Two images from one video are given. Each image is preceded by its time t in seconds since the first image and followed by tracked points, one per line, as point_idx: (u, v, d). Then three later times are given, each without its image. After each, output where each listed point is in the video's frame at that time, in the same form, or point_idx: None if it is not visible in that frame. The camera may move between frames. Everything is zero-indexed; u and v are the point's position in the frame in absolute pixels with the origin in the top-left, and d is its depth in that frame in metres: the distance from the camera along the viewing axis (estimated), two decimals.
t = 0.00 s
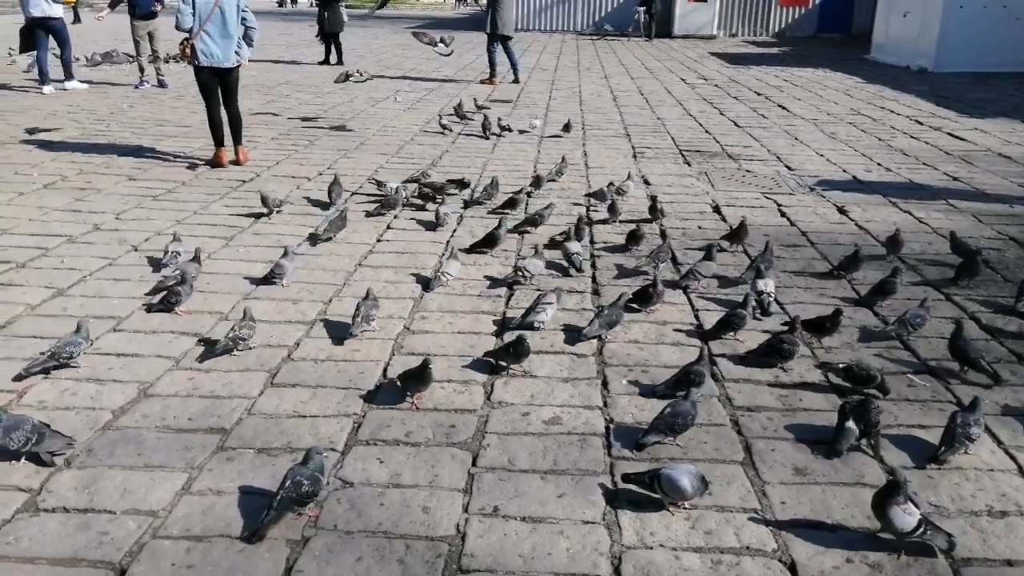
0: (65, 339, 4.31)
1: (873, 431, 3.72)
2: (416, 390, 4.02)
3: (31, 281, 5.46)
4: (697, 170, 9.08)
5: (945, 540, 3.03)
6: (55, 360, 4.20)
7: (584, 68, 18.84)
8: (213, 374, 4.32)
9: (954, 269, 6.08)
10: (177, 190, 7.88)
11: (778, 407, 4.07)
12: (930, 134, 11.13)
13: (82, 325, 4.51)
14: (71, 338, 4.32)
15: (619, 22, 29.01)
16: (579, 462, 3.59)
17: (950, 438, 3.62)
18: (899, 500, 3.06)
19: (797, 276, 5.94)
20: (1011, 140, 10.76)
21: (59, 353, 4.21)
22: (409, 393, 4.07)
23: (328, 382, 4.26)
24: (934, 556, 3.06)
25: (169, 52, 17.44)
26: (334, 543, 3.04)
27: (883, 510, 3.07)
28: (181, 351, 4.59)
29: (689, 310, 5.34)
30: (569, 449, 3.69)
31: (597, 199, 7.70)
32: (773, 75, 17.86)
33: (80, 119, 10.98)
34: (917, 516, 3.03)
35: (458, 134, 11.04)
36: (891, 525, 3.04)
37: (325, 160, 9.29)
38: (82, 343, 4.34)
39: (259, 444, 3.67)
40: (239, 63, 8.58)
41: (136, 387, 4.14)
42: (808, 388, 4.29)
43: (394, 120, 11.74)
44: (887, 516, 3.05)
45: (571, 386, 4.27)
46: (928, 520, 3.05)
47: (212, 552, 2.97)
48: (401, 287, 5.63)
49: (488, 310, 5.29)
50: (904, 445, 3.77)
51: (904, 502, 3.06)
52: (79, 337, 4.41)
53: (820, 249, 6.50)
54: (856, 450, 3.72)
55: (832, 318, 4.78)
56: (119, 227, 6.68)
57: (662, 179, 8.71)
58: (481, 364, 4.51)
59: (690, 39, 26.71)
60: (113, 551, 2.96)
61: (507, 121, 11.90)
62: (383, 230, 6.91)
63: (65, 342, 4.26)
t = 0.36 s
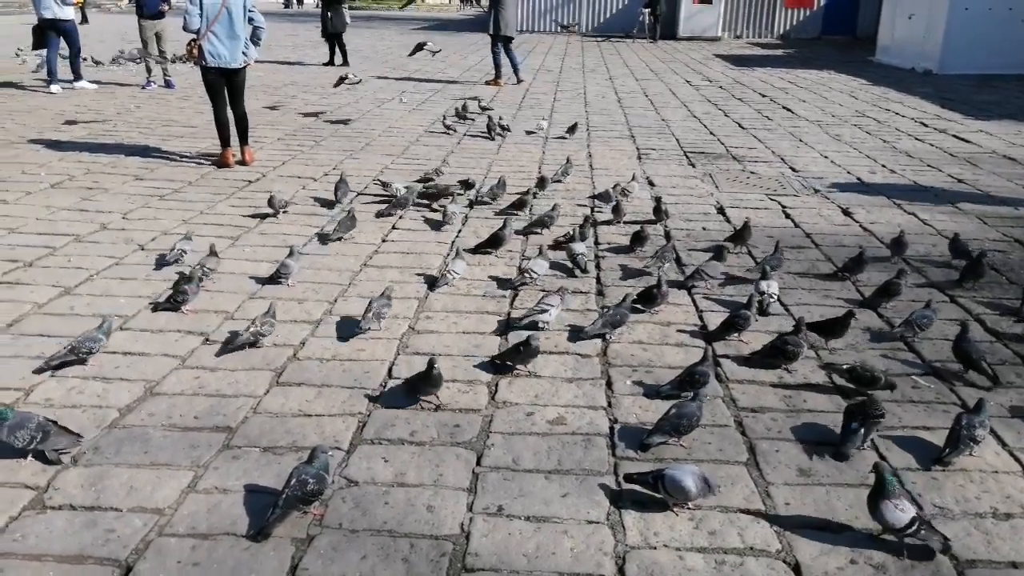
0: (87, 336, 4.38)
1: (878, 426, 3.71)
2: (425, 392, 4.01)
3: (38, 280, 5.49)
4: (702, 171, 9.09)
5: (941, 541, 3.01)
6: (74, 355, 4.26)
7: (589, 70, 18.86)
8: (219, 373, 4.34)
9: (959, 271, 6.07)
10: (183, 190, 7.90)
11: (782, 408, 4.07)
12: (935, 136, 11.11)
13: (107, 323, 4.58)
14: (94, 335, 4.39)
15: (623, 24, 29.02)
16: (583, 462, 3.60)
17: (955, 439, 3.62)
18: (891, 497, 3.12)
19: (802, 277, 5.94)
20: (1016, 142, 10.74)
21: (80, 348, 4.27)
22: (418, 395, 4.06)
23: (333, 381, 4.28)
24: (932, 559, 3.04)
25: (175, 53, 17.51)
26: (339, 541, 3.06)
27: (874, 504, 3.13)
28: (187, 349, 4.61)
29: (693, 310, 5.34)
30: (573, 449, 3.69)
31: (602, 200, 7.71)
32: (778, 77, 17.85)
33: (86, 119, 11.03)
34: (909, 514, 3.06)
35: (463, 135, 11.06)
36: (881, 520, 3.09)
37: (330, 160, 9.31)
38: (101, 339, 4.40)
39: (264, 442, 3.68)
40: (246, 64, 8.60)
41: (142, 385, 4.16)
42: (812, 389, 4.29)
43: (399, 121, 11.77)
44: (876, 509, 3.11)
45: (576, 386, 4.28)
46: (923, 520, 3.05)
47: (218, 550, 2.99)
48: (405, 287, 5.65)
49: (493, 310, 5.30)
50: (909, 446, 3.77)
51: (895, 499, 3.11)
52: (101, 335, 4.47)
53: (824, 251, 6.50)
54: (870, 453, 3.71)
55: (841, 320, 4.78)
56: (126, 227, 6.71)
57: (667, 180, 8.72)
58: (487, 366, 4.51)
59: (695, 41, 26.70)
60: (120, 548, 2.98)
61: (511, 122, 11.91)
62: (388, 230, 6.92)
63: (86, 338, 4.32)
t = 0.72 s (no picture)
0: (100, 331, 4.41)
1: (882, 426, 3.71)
2: (433, 392, 4.00)
3: (44, 278, 5.51)
4: (707, 171, 9.07)
5: (940, 543, 3.01)
6: (90, 351, 4.30)
7: (593, 69, 18.86)
8: (224, 372, 4.35)
9: (965, 271, 6.06)
10: (188, 190, 7.92)
11: (787, 408, 4.07)
12: (940, 136, 11.08)
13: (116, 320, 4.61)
14: (106, 330, 4.42)
15: (628, 23, 29.00)
16: (587, 462, 3.59)
17: (961, 440, 3.61)
18: (891, 494, 3.13)
19: (807, 277, 5.93)
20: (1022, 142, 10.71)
21: (97, 344, 4.31)
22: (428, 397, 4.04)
23: (338, 381, 4.29)
24: (930, 560, 3.03)
25: (181, 52, 17.54)
26: (343, 540, 3.06)
27: (874, 500, 3.15)
28: (192, 348, 4.62)
29: (698, 310, 5.34)
30: (578, 449, 3.69)
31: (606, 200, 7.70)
32: (784, 76, 17.82)
33: (92, 118, 11.05)
34: (909, 511, 3.08)
35: (467, 134, 11.07)
36: (880, 516, 3.10)
37: (335, 160, 9.33)
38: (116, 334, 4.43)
39: (269, 441, 3.69)
40: (251, 64, 8.62)
41: (148, 384, 4.17)
42: (817, 389, 4.29)
43: (403, 121, 11.78)
44: (875, 505, 3.12)
45: (580, 386, 4.28)
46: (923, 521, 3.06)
47: (224, 548, 3.00)
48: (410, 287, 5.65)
49: (497, 309, 5.30)
50: (914, 446, 3.76)
51: (895, 496, 3.13)
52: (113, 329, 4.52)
53: (829, 251, 6.49)
54: (876, 452, 3.70)
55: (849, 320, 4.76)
56: (132, 226, 6.72)
57: (672, 180, 8.71)
58: (493, 367, 4.49)
59: (699, 40, 26.67)
60: (125, 546, 2.99)
61: (516, 122, 11.91)
62: (393, 230, 6.92)
63: (100, 333, 4.35)
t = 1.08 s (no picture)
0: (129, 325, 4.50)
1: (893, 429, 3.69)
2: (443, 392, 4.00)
3: (57, 277, 5.55)
4: (717, 171, 9.04)
5: (941, 544, 3.01)
6: (117, 344, 4.39)
7: (603, 68, 18.81)
8: (235, 370, 4.36)
9: (978, 271, 6.02)
10: (199, 188, 7.95)
11: (797, 408, 4.05)
12: (952, 135, 11.02)
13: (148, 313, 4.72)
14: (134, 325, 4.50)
15: (638, 22, 28.94)
16: (597, 461, 3.59)
17: (973, 441, 3.60)
18: (892, 494, 3.14)
19: (817, 277, 5.91)
20: None
21: (123, 338, 4.39)
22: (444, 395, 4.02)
23: (347, 379, 4.29)
24: (932, 561, 3.02)
25: (191, 51, 17.60)
26: (353, 538, 3.07)
27: (875, 501, 3.16)
28: (203, 346, 4.64)
29: (707, 310, 5.32)
30: (587, 448, 3.69)
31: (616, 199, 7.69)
32: (794, 75, 17.74)
33: (104, 117, 11.11)
34: (910, 510, 3.08)
35: (476, 133, 11.07)
36: (881, 516, 3.11)
37: (344, 159, 9.34)
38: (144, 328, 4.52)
39: (279, 439, 3.70)
40: (262, 63, 8.64)
41: (159, 382, 4.19)
42: (828, 390, 4.27)
43: (413, 120, 11.79)
44: (877, 506, 3.13)
45: (590, 386, 4.27)
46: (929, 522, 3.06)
47: (235, 545, 3.01)
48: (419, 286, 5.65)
49: (506, 309, 5.30)
50: (926, 448, 3.74)
51: (896, 496, 3.13)
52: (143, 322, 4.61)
53: (840, 250, 6.47)
54: (885, 452, 3.69)
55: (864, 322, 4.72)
56: (143, 224, 6.75)
57: (681, 179, 8.69)
58: (502, 366, 4.49)
59: (709, 39, 26.58)
60: (137, 543, 3.00)
61: (525, 120, 11.90)
62: (402, 229, 6.93)
63: (128, 328, 4.44)
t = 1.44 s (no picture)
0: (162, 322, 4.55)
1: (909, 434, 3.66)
2: (458, 394, 3.99)
3: (75, 278, 5.60)
4: (730, 172, 9.01)
5: (948, 549, 2.99)
6: (150, 340, 4.43)
7: (616, 69, 18.78)
8: (250, 371, 4.39)
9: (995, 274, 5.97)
10: (214, 191, 8.00)
11: (812, 411, 4.03)
12: (969, 136, 10.92)
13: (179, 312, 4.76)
14: (165, 321, 4.54)
15: (651, 23, 28.89)
16: (611, 463, 3.59)
17: (991, 445, 3.56)
18: (900, 496, 3.14)
19: (833, 279, 5.88)
20: None
21: (155, 335, 4.44)
22: (468, 404, 3.98)
23: (361, 380, 4.31)
24: (939, 566, 3.00)
25: (206, 55, 17.74)
26: (368, 539, 3.08)
27: (883, 502, 3.17)
28: (219, 347, 4.67)
29: (722, 312, 5.30)
30: (601, 450, 3.69)
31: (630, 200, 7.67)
32: (809, 76, 17.66)
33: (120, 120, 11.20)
34: (917, 513, 3.07)
35: (489, 135, 11.09)
36: (889, 517, 3.12)
37: (358, 161, 9.38)
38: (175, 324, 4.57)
39: (294, 440, 3.72)
40: (277, 65, 8.70)
41: (176, 382, 4.23)
42: (843, 392, 4.24)
43: (426, 121, 11.83)
44: (884, 507, 3.14)
45: (603, 388, 4.27)
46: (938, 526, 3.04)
47: (251, 545, 3.03)
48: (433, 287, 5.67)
49: (520, 310, 5.30)
50: (944, 451, 3.72)
51: (905, 499, 3.13)
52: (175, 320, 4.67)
53: (855, 252, 6.43)
54: (903, 455, 3.67)
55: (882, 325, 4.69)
56: (160, 226, 6.81)
57: (695, 180, 8.67)
58: (516, 368, 4.49)
59: (722, 40, 26.51)
60: (154, 542, 3.03)
61: (538, 122, 11.91)
62: (415, 230, 6.95)
63: (160, 325, 4.49)
